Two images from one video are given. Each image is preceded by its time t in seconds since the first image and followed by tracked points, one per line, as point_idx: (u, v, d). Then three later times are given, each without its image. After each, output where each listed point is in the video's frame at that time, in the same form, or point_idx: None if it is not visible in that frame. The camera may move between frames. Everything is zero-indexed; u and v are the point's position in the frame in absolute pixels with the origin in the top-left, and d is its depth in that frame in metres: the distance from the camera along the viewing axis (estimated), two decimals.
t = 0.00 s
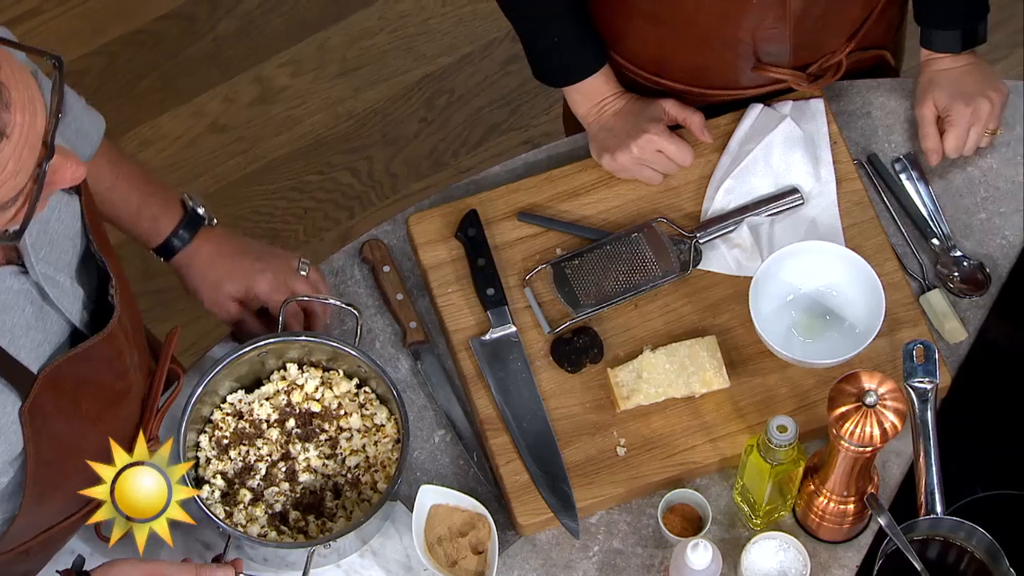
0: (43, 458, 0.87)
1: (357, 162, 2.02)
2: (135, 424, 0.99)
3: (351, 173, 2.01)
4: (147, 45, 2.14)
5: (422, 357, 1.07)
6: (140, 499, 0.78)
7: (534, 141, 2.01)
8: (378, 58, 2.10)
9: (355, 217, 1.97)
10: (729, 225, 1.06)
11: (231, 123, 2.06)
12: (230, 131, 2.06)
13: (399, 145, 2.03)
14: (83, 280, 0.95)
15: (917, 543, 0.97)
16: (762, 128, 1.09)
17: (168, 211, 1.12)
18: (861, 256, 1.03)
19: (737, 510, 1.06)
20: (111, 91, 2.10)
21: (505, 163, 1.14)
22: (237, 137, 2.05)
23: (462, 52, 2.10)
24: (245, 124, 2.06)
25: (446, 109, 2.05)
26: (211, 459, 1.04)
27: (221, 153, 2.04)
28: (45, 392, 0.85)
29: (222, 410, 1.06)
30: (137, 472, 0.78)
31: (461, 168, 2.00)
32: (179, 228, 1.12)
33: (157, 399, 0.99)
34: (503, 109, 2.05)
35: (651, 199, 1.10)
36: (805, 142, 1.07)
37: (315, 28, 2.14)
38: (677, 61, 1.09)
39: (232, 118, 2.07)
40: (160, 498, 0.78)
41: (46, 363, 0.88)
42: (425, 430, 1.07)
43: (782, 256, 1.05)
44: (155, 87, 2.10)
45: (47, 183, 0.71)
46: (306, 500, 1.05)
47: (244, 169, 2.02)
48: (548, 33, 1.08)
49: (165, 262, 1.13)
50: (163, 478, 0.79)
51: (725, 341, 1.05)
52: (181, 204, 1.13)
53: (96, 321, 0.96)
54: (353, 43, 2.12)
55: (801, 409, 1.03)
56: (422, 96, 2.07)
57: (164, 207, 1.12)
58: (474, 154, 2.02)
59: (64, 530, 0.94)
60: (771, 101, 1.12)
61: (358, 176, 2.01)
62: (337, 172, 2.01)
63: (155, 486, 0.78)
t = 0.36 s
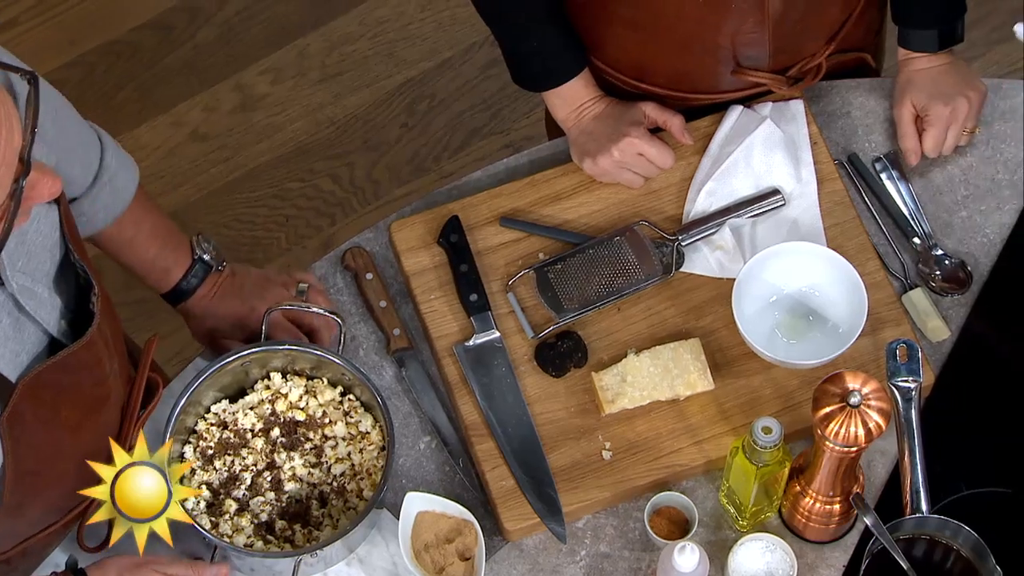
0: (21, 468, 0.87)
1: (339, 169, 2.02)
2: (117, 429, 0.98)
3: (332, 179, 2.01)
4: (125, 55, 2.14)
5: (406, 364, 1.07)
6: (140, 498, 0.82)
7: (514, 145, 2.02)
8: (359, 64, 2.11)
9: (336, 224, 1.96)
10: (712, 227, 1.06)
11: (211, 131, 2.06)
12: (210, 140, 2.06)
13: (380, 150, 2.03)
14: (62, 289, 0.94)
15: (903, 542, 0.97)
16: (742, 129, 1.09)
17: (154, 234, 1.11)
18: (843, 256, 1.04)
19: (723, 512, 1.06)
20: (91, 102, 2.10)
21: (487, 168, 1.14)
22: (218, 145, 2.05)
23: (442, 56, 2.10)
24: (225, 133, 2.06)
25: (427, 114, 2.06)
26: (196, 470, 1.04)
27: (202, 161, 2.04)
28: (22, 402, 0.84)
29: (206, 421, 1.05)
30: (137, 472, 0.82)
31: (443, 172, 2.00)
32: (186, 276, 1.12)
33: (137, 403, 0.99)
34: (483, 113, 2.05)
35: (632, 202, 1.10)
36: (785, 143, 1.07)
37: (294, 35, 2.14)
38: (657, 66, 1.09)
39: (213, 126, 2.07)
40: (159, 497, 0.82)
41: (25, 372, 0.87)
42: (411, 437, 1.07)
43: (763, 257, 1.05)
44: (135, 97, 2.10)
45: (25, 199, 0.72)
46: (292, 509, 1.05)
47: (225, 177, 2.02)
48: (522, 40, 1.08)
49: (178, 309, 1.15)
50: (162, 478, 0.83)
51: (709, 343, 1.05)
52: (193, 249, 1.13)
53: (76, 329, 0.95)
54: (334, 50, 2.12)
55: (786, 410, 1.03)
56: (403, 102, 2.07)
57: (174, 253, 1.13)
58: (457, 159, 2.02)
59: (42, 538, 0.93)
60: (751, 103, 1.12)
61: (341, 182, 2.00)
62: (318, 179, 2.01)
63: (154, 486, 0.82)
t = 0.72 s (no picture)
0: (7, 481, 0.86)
1: (321, 176, 2.02)
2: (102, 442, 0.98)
3: (314, 186, 2.01)
4: (104, 64, 2.14)
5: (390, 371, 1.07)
6: (140, 498, 0.77)
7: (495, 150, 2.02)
8: (339, 71, 2.11)
9: (319, 231, 1.97)
10: (695, 228, 1.06)
11: (191, 139, 2.07)
12: (191, 148, 2.06)
13: (361, 157, 2.03)
14: (49, 302, 0.94)
15: (889, 541, 0.96)
16: (723, 131, 1.09)
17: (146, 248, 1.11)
18: (825, 257, 1.04)
19: (710, 514, 1.05)
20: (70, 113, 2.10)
21: (469, 173, 1.14)
22: (199, 154, 2.05)
23: (422, 62, 2.10)
24: (205, 141, 2.06)
25: (407, 120, 2.06)
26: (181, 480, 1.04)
27: (183, 170, 2.04)
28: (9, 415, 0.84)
29: (190, 431, 1.05)
30: (137, 471, 0.78)
31: (425, 178, 2.00)
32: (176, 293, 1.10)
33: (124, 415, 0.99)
34: (464, 118, 2.05)
35: (614, 206, 1.10)
36: (766, 144, 1.07)
37: (273, 42, 2.14)
38: (639, 69, 1.10)
39: (194, 135, 2.07)
40: (160, 497, 0.78)
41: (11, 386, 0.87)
42: (396, 443, 1.06)
43: (746, 258, 1.05)
44: (114, 106, 2.10)
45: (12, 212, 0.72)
46: (279, 517, 1.04)
47: (206, 186, 2.02)
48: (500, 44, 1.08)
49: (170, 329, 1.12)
50: (161, 478, 0.79)
51: (694, 346, 1.05)
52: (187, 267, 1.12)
53: (64, 343, 0.95)
54: (313, 56, 2.12)
55: (770, 411, 1.03)
56: (384, 107, 2.07)
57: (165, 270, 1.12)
58: (438, 164, 2.02)
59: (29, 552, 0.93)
60: (733, 105, 1.12)
61: (323, 190, 2.00)
62: (300, 187, 2.01)
63: (154, 486, 0.78)
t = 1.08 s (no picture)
0: None
1: (303, 182, 2.02)
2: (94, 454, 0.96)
3: (297, 193, 2.01)
4: (83, 74, 2.13)
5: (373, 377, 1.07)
6: (140, 498, 0.86)
7: (476, 154, 2.03)
8: (319, 77, 2.11)
9: (301, 237, 1.98)
10: (676, 231, 1.06)
11: (171, 148, 2.06)
12: (170, 157, 2.05)
13: (344, 163, 2.04)
14: (43, 314, 0.93)
15: (874, 541, 0.95)
16: (704, 132, 1.09)
17: (136, 275, 1.08)
18: (807, 256, 1.04)
19: (696, 515, 1.05)
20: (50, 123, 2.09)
21: (449, 178, 1.14)
22: (179, 162, 2.05)
23: (402, 67, 2.11)
24: (186, 150, 2.06)
25: (387, 126, 2.06)
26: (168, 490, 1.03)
27: (162, 179, 2.04)
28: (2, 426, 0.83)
29: (174, 441, 1.04)
30: (137, 474, 0.87)
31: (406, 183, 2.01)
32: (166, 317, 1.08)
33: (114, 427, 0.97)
34: (444, 123, 2.06)
35: (596, 209, 1.10)
36: (746, 145, 1.07)
37: (252, 49, 2.14)
38: (620, 68, 1.09)
39: (174, 143, 2.07)
40: (159, 496, 0.87)
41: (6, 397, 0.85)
42: (381, 450, 1.06)
43: (728, 259, 1.04)
44: (92, 115, 2.09)
45: (21, 217, 0.74)
46: (265, 525, 1.04)
47: (186, 195, 2.02)
48: (479, 48, 1.08)
49: (164, 355, 1.10)
50: (159, 478, 0.88)
51: (678, 348, 1.05)
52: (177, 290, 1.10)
53: (58, 355, 0.94)
54: (293, 63, 2.12)
55: (755, 411, 1.03)
56: (364, 113, 2.07)
57: (155, 293, 1.11)
58: (419, 169, 2.03)
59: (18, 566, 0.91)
60: (716, 104, 1.12)
61: (305, 197, 2.01)
62: (282, 194, 2.02)
63: (150, 488, 0.87)
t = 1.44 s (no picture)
0: None
1: (284, 190, 2.02)
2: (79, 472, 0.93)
3: (277, 201, 2.01)
4: (62, 84, 2.13)
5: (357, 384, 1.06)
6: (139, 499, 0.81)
7: (456, 159, 2.03)
8: (298, 84, 2.11)
9: (282, 245, 1.97)
10: (657, 233, 1.07)
11: (151, 157, 2.06)
12: (150, 166, 2.05)
13: (324, 169, 2.04)
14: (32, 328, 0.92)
15: (859, 540, 0.94)
16: (683, 134, 1.10)
17: (120, 286, 1.08)
18: (787, 256, 1.04)
19: (682, 517, 1.05)
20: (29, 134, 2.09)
21: (430, 184, 1.14)
22: (159, 171, 2.05)
23: (381, 72, 2.11)
24: (166, 158, 2.06)
25: (367, 132, 2.06)
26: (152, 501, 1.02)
27: (143, 189, 2.03)
28: None
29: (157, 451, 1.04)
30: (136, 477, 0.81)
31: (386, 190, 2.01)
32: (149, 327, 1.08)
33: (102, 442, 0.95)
34: (424, 128, 2.06)
35: (577, 212, 1.10)
36: (725, 146, 1.08)
37: (231, 57, 2.14)
38: (598, 70, 1.11)
39: (153, 152, 2.06)
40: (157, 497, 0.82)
41: None
42: (366, 457, 1.05)
43: (709, 261, 1.05)
44: (71, 125, 2.09)
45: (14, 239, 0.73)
46: (251, 534, 1.03)
47: (167, 203, 2.02)
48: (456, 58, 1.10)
49: (148, 365, 1.10)
50: (160, 478, 0.83)
51: (661, 350, 1.05)
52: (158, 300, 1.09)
53: (47, 369, 0.93)
54: (272, 70, 2.13)
55: (738, 412, 1.02)
56: (344, 119, 2.08)
57: (138, 304, 1.10)
58: (399, 175, 2.03)
59: None
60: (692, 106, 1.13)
61: (286, 204, 2.01)
62: (264, 202, 2.01)
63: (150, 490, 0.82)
